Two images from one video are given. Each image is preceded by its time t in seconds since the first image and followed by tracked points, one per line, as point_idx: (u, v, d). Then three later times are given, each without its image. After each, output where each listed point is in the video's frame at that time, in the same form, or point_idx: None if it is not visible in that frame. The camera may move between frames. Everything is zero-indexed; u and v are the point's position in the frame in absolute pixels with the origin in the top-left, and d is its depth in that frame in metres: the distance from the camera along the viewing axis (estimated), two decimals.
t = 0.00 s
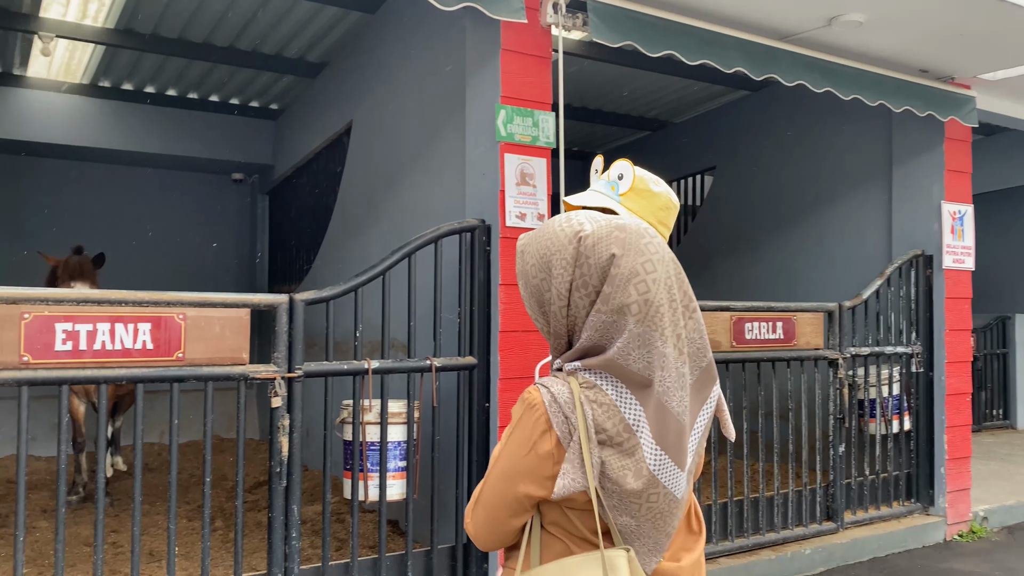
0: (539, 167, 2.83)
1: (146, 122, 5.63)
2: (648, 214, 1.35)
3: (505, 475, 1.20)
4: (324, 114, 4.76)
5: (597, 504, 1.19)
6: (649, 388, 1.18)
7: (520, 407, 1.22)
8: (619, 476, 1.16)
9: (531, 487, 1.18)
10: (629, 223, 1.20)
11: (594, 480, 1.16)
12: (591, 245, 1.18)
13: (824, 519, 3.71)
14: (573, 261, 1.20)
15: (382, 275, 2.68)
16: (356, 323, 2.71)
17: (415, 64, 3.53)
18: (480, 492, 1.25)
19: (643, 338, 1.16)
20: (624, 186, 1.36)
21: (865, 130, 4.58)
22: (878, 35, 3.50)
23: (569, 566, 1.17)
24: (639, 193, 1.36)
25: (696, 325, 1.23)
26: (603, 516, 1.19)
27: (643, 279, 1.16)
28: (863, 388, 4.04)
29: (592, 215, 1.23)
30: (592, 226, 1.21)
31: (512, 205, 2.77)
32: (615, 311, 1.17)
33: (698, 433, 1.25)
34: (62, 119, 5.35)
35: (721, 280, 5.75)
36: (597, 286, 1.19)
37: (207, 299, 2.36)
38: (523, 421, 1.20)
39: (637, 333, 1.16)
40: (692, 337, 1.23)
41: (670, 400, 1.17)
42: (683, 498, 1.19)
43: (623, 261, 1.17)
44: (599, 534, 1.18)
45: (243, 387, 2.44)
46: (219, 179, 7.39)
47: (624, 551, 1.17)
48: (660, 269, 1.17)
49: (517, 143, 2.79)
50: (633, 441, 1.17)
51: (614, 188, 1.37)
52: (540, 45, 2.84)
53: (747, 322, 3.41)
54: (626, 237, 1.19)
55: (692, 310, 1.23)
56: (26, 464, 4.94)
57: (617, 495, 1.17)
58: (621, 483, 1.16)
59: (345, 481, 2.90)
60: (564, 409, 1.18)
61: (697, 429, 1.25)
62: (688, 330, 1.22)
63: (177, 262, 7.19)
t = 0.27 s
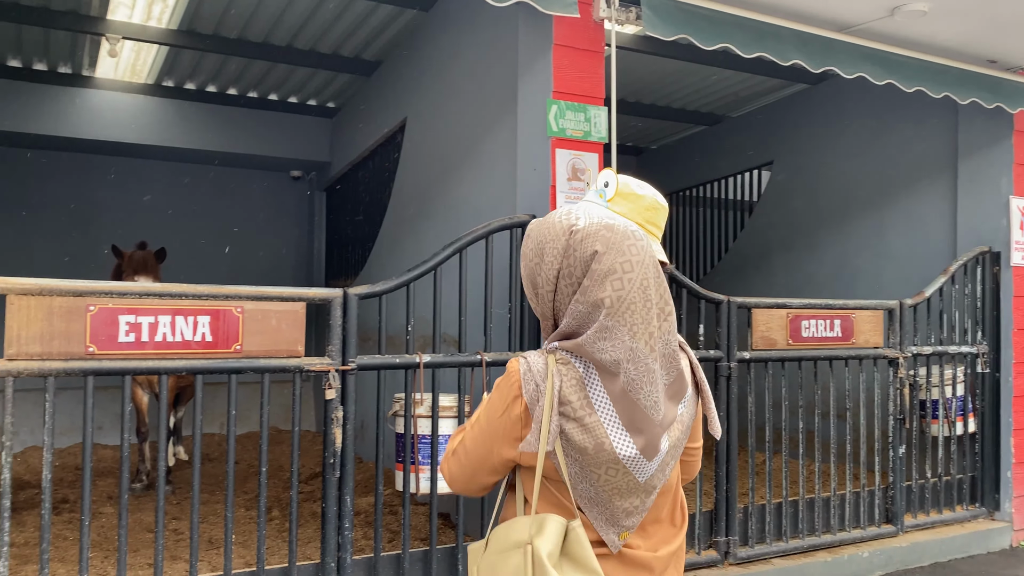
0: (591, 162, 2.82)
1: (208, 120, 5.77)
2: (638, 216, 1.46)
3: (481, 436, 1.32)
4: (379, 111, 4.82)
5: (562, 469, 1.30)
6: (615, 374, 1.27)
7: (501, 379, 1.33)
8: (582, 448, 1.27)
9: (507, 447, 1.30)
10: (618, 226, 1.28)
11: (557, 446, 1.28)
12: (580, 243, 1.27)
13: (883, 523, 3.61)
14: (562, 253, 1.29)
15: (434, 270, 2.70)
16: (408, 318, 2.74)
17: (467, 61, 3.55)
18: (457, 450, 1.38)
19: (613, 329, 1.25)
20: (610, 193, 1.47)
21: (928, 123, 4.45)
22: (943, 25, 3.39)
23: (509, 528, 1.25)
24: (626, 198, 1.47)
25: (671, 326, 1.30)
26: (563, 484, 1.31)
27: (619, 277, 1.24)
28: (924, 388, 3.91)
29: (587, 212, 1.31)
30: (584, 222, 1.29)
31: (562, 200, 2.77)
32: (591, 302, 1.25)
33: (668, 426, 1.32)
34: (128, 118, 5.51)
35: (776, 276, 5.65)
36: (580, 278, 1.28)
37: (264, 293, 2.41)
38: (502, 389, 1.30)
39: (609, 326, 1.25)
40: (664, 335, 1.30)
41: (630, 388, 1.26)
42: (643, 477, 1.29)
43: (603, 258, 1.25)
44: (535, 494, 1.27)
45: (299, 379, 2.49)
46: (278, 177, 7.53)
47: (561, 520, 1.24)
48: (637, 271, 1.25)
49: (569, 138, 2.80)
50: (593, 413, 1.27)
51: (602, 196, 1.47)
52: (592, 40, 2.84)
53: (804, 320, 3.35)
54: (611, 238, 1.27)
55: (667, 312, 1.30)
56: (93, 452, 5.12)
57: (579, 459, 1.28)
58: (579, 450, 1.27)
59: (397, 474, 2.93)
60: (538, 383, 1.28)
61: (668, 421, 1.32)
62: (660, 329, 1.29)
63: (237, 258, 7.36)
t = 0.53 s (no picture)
0: (644, 153, 2.77)
1: (264, 115, 5.86)
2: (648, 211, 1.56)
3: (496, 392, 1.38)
4: (430, 105, 4.83)
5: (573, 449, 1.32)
6: (633, 364, 1.29)
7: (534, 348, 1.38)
8: (595, 433, 1.28)
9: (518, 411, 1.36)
10: (651, 227, 1.33)
11: (570, 425, 1.30)
12: (613, 238, 1.32)
13: (945, 526, 3.49)
14: (596, 247, 1.34)
15: (483, 263, 2.69)
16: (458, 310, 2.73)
17: (519, 53, 3.53)
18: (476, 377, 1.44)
19: (635, 319, 1.29)
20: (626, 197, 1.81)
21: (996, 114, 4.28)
22: (1014, 10, 3.25)
23: (511, 486, 1.33)
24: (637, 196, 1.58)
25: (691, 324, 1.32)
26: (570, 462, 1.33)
27: (645, 270, 1.29)
28: (990, 387, 3.78)
29: (625, 212, 1.37)
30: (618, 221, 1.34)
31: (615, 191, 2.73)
32: (618, 294, 1.30)
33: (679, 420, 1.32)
34: (187, 113, 5.63)
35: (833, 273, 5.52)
36: (611, 272, 1.33)
37: (317, 284, 2.43)
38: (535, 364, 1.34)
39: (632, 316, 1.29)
40: (685, 332, 1.33)
41: (644, 377, 1.28)
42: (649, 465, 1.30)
43: (633, 253, 1.30)
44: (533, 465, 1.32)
45: (350, 370, 2.50)
46: (332, 172, 7.63)
47: (553, 493, 1.29)
48: (665, 267, 1.29)
49: (621, 129, 2.76)
50: (606, 398, 1.28)
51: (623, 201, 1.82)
52: (646, 29, 2.80)
53: (863, 316, 3.25)
54: (643, 236, 1.32)
55: (690, 310, 1.33)
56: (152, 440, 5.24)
57: (592, 442, 1.30)
58: (592, 436, 1.29)
59: (447, 466, 2.94)
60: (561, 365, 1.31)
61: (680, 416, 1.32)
62: (680, 324, 1.32)
63: (291, 252, 7.47)
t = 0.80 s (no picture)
0: (687, 146, 2.72)
1: (305, 111, 5.89)
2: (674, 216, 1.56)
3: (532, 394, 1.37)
4: (469, 101, 4.82)
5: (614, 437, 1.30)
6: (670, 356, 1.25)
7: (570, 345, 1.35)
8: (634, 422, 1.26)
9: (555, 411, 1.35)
10: (685, 218, 1.28)
11: (610, 415, 1.28)
12: (648, 230, 1.28)
13: (997, 532, 3.38)
14: (631, 240, 1.29)
15: (522, 258, 2.65)
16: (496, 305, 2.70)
17: (559, 46, 3.50)
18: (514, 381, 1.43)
19: (670, 310, 1.24)
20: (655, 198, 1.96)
21: None
22: None
23: (555, 470, 1.31)
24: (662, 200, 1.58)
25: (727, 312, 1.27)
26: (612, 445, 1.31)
27: (679, 261, 1.23)
28: None
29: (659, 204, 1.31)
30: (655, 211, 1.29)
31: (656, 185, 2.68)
32: (653, 285, 1.25)
33: (713, 406, 1.29)
34: (229, 109, 5.68)
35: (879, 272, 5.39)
36: (647, 264, 1.28)
37: (355, 278, 2.42)
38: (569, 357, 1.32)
39: (667, 306, 1.24)
40: (720, 321, 1.27)
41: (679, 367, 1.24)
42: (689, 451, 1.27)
43: (667, 244, 1.25)
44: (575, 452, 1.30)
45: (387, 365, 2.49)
46: (372, 168, 7.65)
47: (596, 477, 1.27)
48: (700, 260, 1.24)
49: (664, 122, 2.72)
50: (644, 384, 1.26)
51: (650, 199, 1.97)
52: (690, 19, 2.74)
53: (913, 315, 3.16)
54: (677, 227, 1.26)
55: (723, 298, 1.26)
56: (194, 432, 5.31)
57: (632, 430, 1.27)
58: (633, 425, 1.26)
59: (484, 462, 2.91)
60: (600, 357, 1.29)
61: (715, 402, 1.29)
62: (714, 314, 1.26)
63: (331, 248, 7.52)
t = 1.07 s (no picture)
0: (730, 138, 2.64)
1: (337, 106, 5.87)
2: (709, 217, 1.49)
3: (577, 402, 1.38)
4: (503, 95, 4.76)
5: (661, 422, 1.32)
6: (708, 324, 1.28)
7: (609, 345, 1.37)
8: (680, 399, 1.27)
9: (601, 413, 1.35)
10: (713, 195, 1.34)
11: (656, 400, 1.30)
12: (679, 212, 1.35)
13: None
14: (664, 225, 1.37)
15: (559, 253, 2.59)
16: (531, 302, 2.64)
17: (596, 38, 3.42)
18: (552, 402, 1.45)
19: (705, 280, 1.28)
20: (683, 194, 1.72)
21: None
22: None
23: (607, 468, 1.32)
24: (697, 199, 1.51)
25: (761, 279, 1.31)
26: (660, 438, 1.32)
27: (710, 231, 1.28)
28: None
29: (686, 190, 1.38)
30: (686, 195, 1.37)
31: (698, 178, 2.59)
32: (688, 259, 1.31)
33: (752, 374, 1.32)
34: (263, 105, 5.68)
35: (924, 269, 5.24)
36: (681, 243, 1.34)
37: (388, 273, 2.37)
38: (607, 357, 1.34)
39: (702, 277, 1.28)
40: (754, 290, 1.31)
41: (718, 334, 1.26)
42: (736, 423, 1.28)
43: (698, 219, 1.30)
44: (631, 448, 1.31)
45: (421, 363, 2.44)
46: (405, 164, 7.63)
47: (654, 469, 1.29)
48: (731, 227, 1.29)
49: (706, 113, 2.63)
50: (680, 368, 1.27)
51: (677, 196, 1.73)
52: (733, 7, 2.66)
53: (964, 313, 3.04)
54: (705, 203, 1.33)
55: (758, 267, 1.31)
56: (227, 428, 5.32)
57: (676, 410, 1.28)
58: (681, 405, 1.27)
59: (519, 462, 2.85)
60: (640, 341, 1.32)
61: (755, 369, 1.33)
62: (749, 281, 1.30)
63: (364, 244, 7.51)
